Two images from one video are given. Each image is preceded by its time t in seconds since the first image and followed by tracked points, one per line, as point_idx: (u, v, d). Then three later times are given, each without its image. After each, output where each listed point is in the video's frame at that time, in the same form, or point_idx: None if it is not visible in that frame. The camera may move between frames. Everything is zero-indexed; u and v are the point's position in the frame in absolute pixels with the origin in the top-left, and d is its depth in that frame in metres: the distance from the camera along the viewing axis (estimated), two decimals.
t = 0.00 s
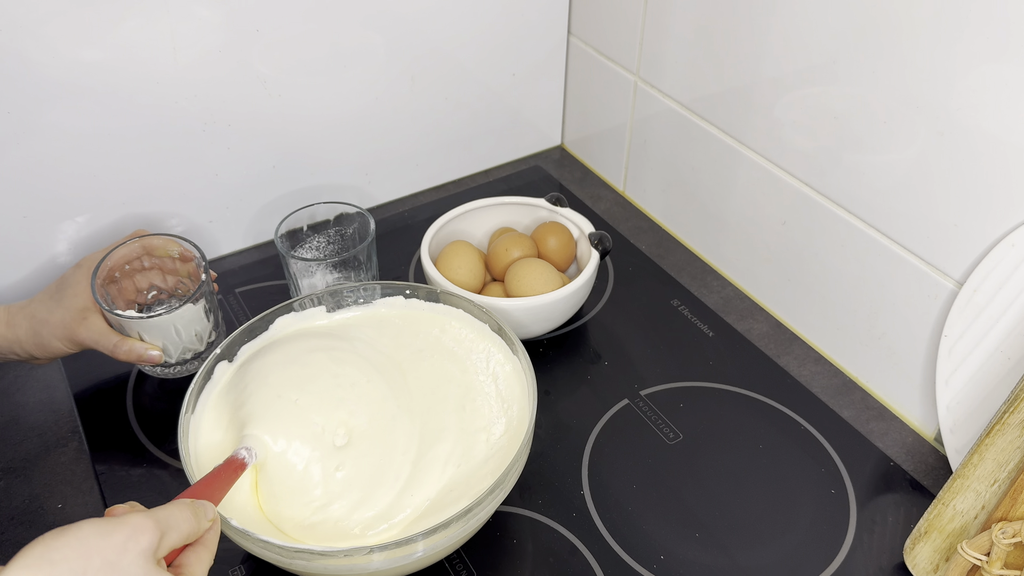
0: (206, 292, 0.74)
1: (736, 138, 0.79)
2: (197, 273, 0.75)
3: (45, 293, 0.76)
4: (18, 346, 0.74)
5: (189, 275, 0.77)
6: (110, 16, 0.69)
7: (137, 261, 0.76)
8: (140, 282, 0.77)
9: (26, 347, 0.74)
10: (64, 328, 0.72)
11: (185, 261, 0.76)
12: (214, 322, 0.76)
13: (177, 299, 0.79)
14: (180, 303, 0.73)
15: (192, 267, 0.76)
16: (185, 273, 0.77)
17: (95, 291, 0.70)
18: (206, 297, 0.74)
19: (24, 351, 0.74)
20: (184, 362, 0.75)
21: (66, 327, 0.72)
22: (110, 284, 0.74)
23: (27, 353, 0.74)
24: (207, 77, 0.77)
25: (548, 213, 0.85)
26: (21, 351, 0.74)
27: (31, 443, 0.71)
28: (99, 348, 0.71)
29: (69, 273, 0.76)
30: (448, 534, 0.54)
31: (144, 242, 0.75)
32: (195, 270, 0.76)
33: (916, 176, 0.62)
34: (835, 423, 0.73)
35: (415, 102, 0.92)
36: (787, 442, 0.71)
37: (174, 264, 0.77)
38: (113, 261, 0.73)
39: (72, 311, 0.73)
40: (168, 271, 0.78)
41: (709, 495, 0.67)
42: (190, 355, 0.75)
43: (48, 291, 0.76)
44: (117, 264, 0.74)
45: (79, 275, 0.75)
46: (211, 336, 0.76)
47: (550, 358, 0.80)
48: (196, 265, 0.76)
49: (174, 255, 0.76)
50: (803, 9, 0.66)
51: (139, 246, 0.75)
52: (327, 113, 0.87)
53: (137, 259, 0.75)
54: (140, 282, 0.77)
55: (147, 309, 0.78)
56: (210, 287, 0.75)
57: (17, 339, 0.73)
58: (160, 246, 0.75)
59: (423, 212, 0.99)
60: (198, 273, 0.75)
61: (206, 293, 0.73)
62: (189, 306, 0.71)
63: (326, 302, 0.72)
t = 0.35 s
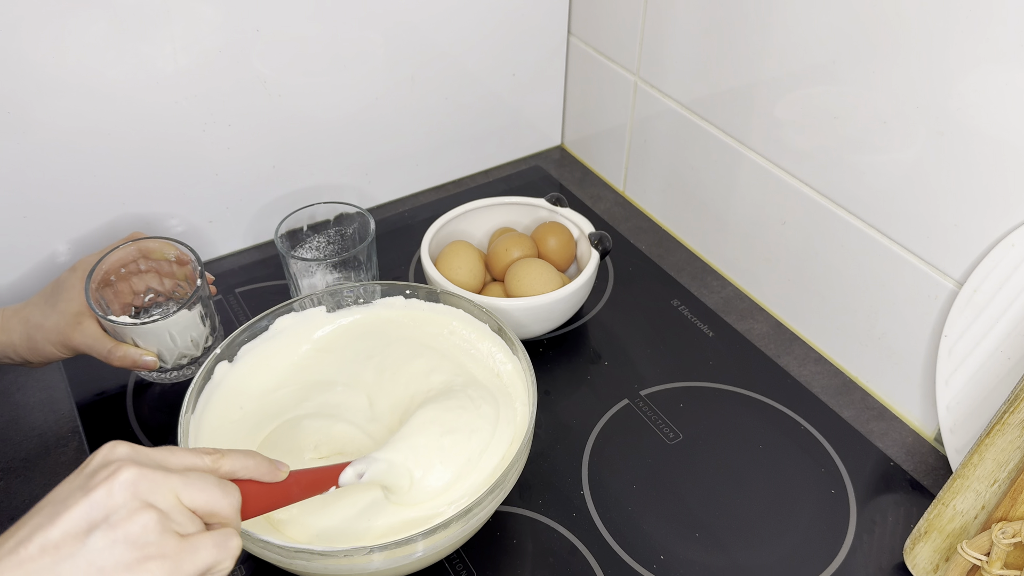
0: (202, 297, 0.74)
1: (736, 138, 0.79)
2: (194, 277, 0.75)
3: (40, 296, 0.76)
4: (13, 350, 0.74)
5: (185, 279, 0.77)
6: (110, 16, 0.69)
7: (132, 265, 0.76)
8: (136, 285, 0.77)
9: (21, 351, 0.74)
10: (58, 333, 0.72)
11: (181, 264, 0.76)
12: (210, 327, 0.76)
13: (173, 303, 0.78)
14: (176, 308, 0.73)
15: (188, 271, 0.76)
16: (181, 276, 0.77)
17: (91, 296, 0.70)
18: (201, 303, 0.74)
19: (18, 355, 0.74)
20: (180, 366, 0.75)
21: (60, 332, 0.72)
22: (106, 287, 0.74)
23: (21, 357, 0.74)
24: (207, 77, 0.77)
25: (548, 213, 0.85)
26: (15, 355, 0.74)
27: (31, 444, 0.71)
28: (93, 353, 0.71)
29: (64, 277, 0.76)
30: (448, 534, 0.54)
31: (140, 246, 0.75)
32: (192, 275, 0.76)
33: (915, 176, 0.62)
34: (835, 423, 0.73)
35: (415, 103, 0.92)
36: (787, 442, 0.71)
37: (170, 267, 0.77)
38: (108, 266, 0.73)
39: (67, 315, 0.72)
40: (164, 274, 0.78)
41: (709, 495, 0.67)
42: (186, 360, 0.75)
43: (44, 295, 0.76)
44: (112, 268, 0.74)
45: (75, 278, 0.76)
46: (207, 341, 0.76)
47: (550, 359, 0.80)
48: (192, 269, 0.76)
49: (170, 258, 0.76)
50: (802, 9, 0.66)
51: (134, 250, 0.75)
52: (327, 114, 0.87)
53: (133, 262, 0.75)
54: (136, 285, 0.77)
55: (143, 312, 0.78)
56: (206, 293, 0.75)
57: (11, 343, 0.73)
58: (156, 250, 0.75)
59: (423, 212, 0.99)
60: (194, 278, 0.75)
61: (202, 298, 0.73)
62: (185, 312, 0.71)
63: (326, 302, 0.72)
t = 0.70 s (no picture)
0: (187, 296, 0.74)
1: (736, 138, 0.79)
2: (178, 276, 0.76)
3: (22, 300, 0.76)
4: None
5: (167, 278, 0.77)
6: (110, 16, 0.69)
7: (113, 265, 0.76)
8: (119, 286, 0.77)
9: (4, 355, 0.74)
10: (42, 337, 0.72)
11: (163, 264, 0.76)
12: (194, 326, 0.76)
13: (157, 303, 0.78)
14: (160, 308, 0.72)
15: (171, 270, 0.76)
16: (165, 276, 0.77)
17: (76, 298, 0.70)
18: (185, 302, 0.74)
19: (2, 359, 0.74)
20: (166, 366, 0.75)
21: (42, 335, 0.72)
22: (89, 289, 0.74)
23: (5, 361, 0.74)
24: (207, 77, 0.77)
25: (548, 212, 0.85)
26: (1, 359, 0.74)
27: (30, 443, 0.71)
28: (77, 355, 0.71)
29: (44, 279, 0.76)
30: (448, 534, 0.54)
31: (122, 246, 0.75)
32: (176, 274, 0.76)
33: (915, 176, 0.62)
34: (835, 423, 0.73)
35: (415, 103, 0.92)
36: (787, 442, 0.71)
37: (153, 267, 0.77)
38: (91, 266, 0.73)
39: (49, 318, 0.73)
40: (147, 275, 0.78)
41: (710, 496, 0.67)
42: (171, 360, 0.75)
43: (26, 298, 0.76)
44: (93, 269, 0.74)
45: (58, 280, 0.75)
46: (193, 339, 0.76)
47: (550, 359, 0.80)
48: (174, 268, 0.76)
49: (153, 258, 0.76)
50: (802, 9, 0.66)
51: (115, 250, 0.75)
52: (327, 114, 0.87)
53: (115, 263, 0.75)
54: (119, 286, 0.77)
55: (126, 313, 0.78)
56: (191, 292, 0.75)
57: None
58: (137, 250, 0.75)
59: (423, 212, 0.99)
60: (178, 277, 0.75)
61: (186, 298, 0.73)
62: (170, 312, 0.71)
63: (326, 302, 0.72)
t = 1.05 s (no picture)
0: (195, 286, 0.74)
1: (736, 138, 0.79)
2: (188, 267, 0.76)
3: (31, 291, 0.75)
4: (8, 345, 0.74)
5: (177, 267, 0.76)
6: (110, 16, 0.69)
7: (123, 254, 0.75)
8: (129, 277, 0.77)
9: (15, 345, 0.74)
10: (53, 327, 0.72)
11: (173, 251, 0.76)
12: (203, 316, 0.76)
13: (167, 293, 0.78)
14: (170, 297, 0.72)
15: (181, 260, 0.76)
16: (174, 266, 0.77)
17: (86, 290, 0.69)
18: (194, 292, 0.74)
19: (13, 349, 0.74)
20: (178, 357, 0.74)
21: (53, 325, 0.72)
22: (99, 279, 0.73)
23: (17, 351, 0.75)
24: (207, 76, 0.77)
25: (548, 212, 0.85)
26: (11, 350, 0.75)
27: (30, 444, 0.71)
28: (90, 345, 0.71)
29: (53, 271, 0.76)
30: (448, 534, 0.54)
31: (131, 237, 0.74)
32: (185, 264, 0.76)
33: (915, 176, 0.62)
34: (835, 423, 0.73)
35: (415, 102, 0.92)
36: (787, 442, 0.71)
37: (162, 257, 0.77)
38: (100, 257, 0.73)
39: (59, 308, 0.73)
40: (156, 265, 0.78)
41: (710, 496, 0.67)
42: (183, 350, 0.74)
43: (34, 290, 0.75)
44: (103, 258, 0.73)
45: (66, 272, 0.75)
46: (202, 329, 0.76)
47: (550, 359, 0.80)
48: (184, 257, 0.76)
49: (163, 248, 0.76)
50: (803, 9, 0.66)
51: (124, 239, 0.74)
52: (327, 114, 0.87)
53: (124, 253, 0.75)
54: (129, 278, 0.77)
55: (137, 304, 0.76)
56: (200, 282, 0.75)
57: (6, 339, 0.73)
58: (146, 238, 0.75)
59: (423, 212, 0.99)
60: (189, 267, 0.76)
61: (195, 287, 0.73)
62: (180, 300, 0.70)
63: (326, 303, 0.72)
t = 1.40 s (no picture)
0: (197, 285, 0.73)
1: (736, 138, 0.79)
2: (190, 265, 0.75)
3: (35, 288, 0.76)
4: (9, 342, 0.74)
5: (179, 266, 0.77)
6: (110, 16, 0.69)
7: (125, 254, 0.75)
8: (131, 276, 0.77)
9: (16, 342, 0.74)
10: (54, 325, 0.72)
11: (175, 250, 0.76)
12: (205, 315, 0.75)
13: (168, 292, 0.78)
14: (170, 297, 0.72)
15: (183, 258, 0.76)
16: (175, 265, 0.77)
17: (87, 288, 0.70)
18: (196, 291, 0.73)
19: (14, 346, 0.74)
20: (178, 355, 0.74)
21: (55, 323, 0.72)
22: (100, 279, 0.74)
23: (17, 348, 0.75)
24: (207, 77, 0.77)
25: (548, 212, 0.85)
26: (12, 348, 0.75)
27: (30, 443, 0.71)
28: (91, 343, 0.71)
29: (56, 269, 0.76)
30: (448, 534, 0.54)
31: (134, 236, 0.74)
32: (186, 263, 0.76)
33: (915, 176, 0.62)
34: (835, 423, 0.73)
35: (415, 102, 0.92)
36: (787, 442, 0.71)
37: (164, 256, 0.77)
38: (102, 257, 0.73)
39: (61, 306, 0.73)
40: (158, 264, 0.78)
41: (709, 496, 0.66)
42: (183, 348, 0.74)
43: (37, 288, 0.76)
44: (105, 258, 0.73)
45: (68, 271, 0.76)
46: (204, 328, 0.75)
47: (550, 359, 0.80)
48: (187, 254, 0.76)
49: (164, 247, 0.76)
50: (802, 8, 0.66)
51: (127, 239, 0.74)
52: (327, 114, 0.87)
53: (126, 252, 0.75)
54: (130, 276, 0.77)
55: (138, 302, 0.77)
56: (201, 280, 0.74)
57: (7, 336, 0.73)
58: (149, 237, 0.75)
59: (423, 212, 0.99)
60: (190, 265, 0.75)
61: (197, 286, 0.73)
62: (181, 300, 0.70)
63: (326, 303, 0.71)
